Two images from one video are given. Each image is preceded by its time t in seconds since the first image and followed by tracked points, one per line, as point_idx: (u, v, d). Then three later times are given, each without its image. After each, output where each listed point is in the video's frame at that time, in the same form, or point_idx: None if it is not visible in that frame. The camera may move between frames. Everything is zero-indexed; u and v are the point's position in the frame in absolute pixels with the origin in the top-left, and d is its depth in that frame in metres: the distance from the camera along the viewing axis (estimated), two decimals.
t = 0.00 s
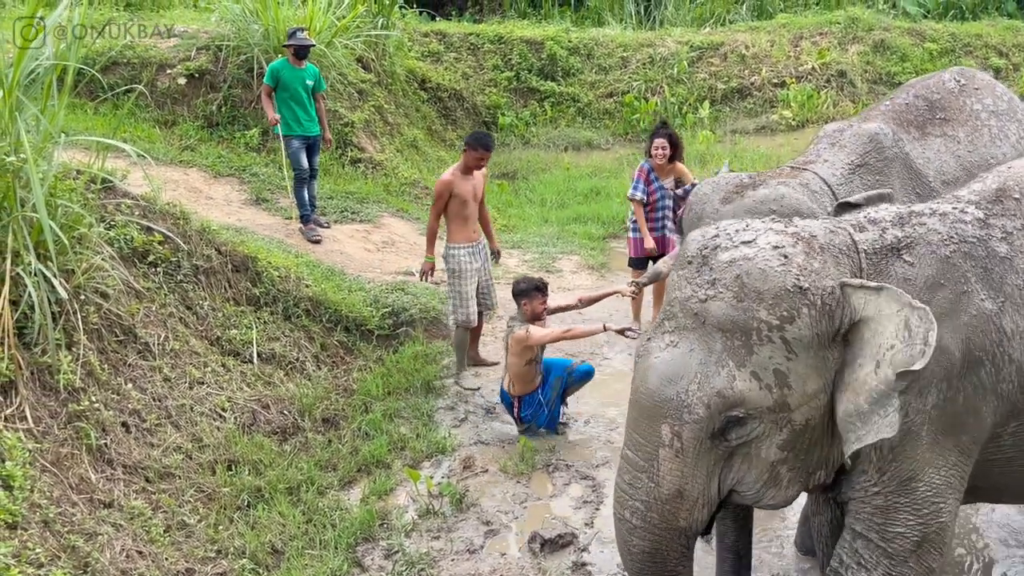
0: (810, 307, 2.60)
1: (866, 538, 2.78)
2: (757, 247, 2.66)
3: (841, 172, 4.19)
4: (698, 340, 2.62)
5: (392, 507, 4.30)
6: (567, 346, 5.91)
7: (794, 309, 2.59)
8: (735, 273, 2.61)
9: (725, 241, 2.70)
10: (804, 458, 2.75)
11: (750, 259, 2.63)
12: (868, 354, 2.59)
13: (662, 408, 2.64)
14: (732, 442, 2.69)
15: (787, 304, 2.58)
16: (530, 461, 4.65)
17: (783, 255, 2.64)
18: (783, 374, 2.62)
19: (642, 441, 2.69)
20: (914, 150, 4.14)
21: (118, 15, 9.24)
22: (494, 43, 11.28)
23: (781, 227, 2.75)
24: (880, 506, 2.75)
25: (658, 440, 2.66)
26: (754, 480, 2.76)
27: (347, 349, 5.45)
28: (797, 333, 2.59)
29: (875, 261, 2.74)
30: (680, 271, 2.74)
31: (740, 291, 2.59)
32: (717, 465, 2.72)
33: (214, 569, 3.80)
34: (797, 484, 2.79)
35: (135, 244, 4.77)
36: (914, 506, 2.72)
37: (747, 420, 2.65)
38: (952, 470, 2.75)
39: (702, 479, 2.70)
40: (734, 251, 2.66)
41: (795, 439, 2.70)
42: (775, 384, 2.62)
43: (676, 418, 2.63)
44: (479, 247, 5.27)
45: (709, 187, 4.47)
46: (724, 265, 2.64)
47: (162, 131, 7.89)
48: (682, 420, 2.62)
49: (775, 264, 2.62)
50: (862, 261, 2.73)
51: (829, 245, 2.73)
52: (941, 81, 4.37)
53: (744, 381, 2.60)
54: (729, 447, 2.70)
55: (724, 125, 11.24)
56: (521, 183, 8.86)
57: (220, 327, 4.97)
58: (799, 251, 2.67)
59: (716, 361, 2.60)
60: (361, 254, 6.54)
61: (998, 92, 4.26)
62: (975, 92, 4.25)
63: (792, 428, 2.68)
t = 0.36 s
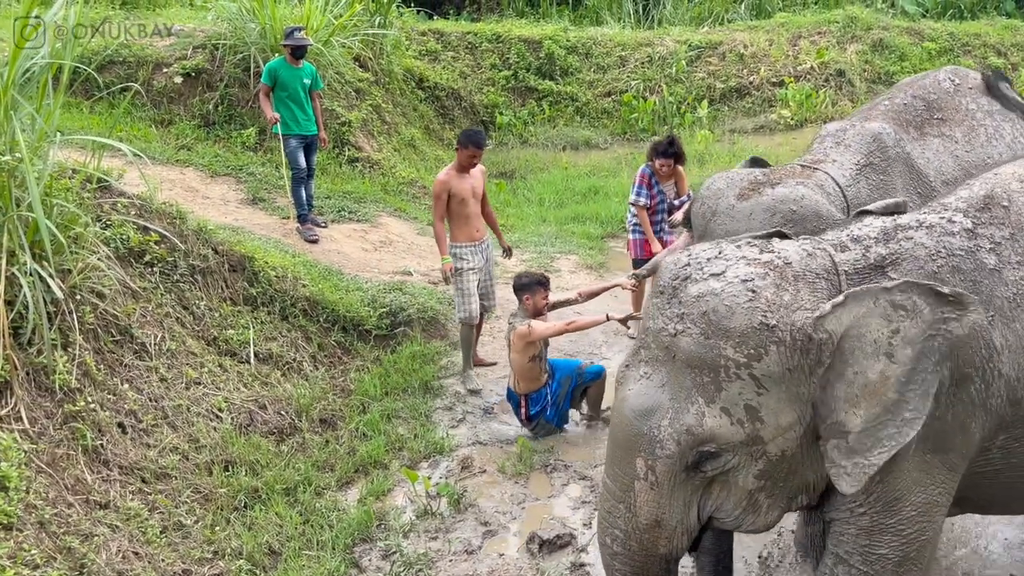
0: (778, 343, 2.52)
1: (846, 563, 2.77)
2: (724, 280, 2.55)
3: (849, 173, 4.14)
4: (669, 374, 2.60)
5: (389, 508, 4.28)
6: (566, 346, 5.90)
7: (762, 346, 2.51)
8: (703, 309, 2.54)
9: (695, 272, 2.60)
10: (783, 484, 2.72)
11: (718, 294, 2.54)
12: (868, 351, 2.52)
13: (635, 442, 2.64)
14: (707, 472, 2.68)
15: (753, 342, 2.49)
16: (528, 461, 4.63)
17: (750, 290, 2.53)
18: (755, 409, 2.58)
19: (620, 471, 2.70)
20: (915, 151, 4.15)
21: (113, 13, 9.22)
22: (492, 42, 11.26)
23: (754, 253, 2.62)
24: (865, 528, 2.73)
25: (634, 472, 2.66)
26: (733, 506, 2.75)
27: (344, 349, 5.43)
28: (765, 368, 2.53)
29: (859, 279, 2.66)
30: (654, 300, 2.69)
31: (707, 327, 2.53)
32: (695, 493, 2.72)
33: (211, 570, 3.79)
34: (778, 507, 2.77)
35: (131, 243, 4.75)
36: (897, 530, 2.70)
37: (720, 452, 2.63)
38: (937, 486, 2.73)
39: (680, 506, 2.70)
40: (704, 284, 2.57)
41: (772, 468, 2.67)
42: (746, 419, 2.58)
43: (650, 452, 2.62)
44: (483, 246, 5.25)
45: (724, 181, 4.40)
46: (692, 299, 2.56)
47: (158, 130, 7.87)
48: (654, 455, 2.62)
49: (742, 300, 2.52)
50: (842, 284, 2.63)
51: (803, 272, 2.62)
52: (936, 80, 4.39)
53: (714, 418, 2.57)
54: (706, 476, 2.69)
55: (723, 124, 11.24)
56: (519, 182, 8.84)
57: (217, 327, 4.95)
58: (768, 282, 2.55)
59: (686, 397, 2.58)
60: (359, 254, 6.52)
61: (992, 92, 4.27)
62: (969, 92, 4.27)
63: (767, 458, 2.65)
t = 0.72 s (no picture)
0: (747, 397, 2.36)
1: None
2: (690, 330, 2.39)
3: (845, 172, 4.21)
4: (637, 426, 2.41)
5: (386, 508, 4.26)
6: (564, 346, 5.87)
7: (730, 400, 2.36)
8: (669, 361, 2.37)
9: (659, 320, 2.43)
10: (758, 526, 2.55)
11: (683, 346, 2.37)
12: (842, 416, 2.37)
13: (606, 495, 2.44)
14: (680, 522, 2.49)
15: (722, 396, 2.34)
16: (526, 461, 4.61)
17: (716, 340, 2.37)
18: (727, 460, 2.42)
19: (589, 525, 2.49)
20: (913, 150, 4.13)
21: (108, 12, 9.20)
22: (489, 40, 11.25)
23: (717, 298, 2.48)
24: (841, 552, 2.63)
25: (604, 525, 2.46)
26: (708, 552, 2.57)
27: (341, 349, 5.41)
28: (736, 422, 2.38)
29: (827, 312, 2.56)
30: (617, 346, 2.51)
31: (673, 380, 2.36)
32: (669, 541, 2.52)
33: (208, 571, 3.77)
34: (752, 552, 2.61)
35: (127, 243, 4.73)
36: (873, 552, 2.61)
37: (693, 503, 2.45)
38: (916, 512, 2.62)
39: (655, 558, 2.50)
40: (669, 333, 2.40)
41: (746, 514, 2.51)
42: (719, 470, 2.42)
43: (620, 506, 2.43)
44: (488, 246, 5.24)
45: (720, 189, 4.46)
46: (656, 350, 2.39)
47: (154, 129, 7.86)
48: (625, 508, 2.43)
49: (707, 351, 2.36)
50: (810, 323, 2.53)
51: (769, 315, 2.50)
52: (934, 77, 4.34)
53: (686, 471, 2.39)
54: (679, 526, 2.50)
55: (720, 123, 11.24)
56: (517, 181, 8.83)
57: (213, 326, 4.93)
58: (735, 330, 2.40)
59: (655, 450, 2.39)
60: (356, 253, 6.50)
61: (988, 90, 4.17)
62: (965, 90, 4.18)
63: (741, 505, 2.48)
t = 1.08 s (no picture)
0: (736, 419, 2.30)
1: None
2: (681, 350, 2.32)
3: (844, 172, 4.25)
4: (620, 442, 2.34)
5: (384, 509, 4.24)
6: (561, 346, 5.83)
7: (718, 423, 2.29)
8: (658, 381, 2.30)
9: (648, 337, 2.36)
10: (737, 545, 2.47)
11: (674, 366, 2.30)
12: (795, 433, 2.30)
13: (585, 509, 2.36)
14: (658, 540, 2.40)
15: (711, 419, 2.28)
16: (523, 462, 4.59)
17: (707, 362, 2.31)
18: (710, 480, 2.33)
19: (566, 541, 2.41)
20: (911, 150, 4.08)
21: (104, 11, 9.18)
22: (487, 40, 11.23)
23: (707, 314, 2.41)
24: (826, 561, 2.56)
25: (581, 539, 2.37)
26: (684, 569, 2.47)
27: (338, 349, 5.39)
28: (722, 444, 2.31)
29: (814, 327, 2.53)
30: (603, 360, 2.43)
31: (663, 401, 2.29)
32: (646, 557, 2.42)
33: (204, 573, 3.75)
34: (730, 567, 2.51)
35: (123, 243, 4.72)
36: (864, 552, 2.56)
37: (674, 521, 2.38)
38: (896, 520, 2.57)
39: None
40: (658, 351, 2.33)
41: (725, 534, 2.43)
42: (701, 490, 2.34)
43: (600, 522, 2.34)
44: (479, 247, 5.20)
45: (718, 186, 4.50)
46: (646, 369, 2.32)
47: (151, 129, 7.84)
48: (604, 524, 2.34)
49: (699, 374, 2.30)
50: (798, 339, 2.48)
51: (758, 334, 2.43)
52: (931, 77, 4.29)
53: (668, 491, 2.32)
54: (657, 543, 2.41)
55: (719, 123, 11.24)
56: (515, 181, 8.81)
57: (209, 327, 4.92)
58: (725, 351, 2.34)
59: (639, 469, 2.32)
60: (352, 253, 6.48)
61: (984, 90, 4.12)
62: (962, 90, 4.12)
63: (720, 524, 2.40)
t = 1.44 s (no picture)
0: (759, 414, 2.32)
1: None
2: (708, 345, 2.35)
3: (840, 172, 4.23)
4: (640, 435, 2.36)
5: (383, 511, 4.22)
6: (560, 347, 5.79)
7: (741, 417, 2.31)
8: (684, 373, 2.33)
9: (674, 332, 2.40)
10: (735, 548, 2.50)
11: (700, 360, 2.33)
12: (833, 416, 2.42)
13: (596, 500, 2.39)
14: (666, 536, 2.43)
15: (735, 412, 2.30)
16: (523, 463, 4.57)
17: (733, 358, 2.33)
18: (725, 477, 2.37)
19: (574, 530, 2.44)
20: (914, 150, 4.05)
21: (102, 11, 9.17)
22: (486, 40, 11.23)
23: (730, 313, 2.44)
24: (830, 555, 2.61)
25: (591, 530, 2.40)
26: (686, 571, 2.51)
27: (336, 350, 5.37)
28: (743, 439, 2.34)
29: (828, 324, 2.54)
30: (625, 356, 2.46)
31: (687, 394, 2.32)
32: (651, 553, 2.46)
33: None
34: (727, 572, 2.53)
35: (120, 243, 4.70)
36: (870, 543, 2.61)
37: (684, 517, 2.41)
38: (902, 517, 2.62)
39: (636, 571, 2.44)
40: (685, 346, 2.36)
41: (732, 536, 2.47)
42: (715, 486, 2.38)
43: (611, 513, 2.37)
44: (473, 248, 5.17)
45: (709, 181, 4.62)
46: (672, 362, 2.35)
47: (148, 129, 7.83)
48: (616, 515, 2.37)
49: (724, 369, 2.32)
50: (814, 337, 2.50)
51: (779, 333, 2.45)
52: (934, 77, 4.34)
53: (685, 484, 2.35)
54: (664, 539, 2.45)
55: (719, 123, 11.23)
56: (514, 182, 8.80)
57: (207, 328, 4.90)
58: (750, 349, 2.36)
59: (657, 461, 2.34)
60: (351, 254, 6.47)
61: (987, 91, 4.16)
62: (965, 90, 4.17)
63: (729, 525, 2.44)
